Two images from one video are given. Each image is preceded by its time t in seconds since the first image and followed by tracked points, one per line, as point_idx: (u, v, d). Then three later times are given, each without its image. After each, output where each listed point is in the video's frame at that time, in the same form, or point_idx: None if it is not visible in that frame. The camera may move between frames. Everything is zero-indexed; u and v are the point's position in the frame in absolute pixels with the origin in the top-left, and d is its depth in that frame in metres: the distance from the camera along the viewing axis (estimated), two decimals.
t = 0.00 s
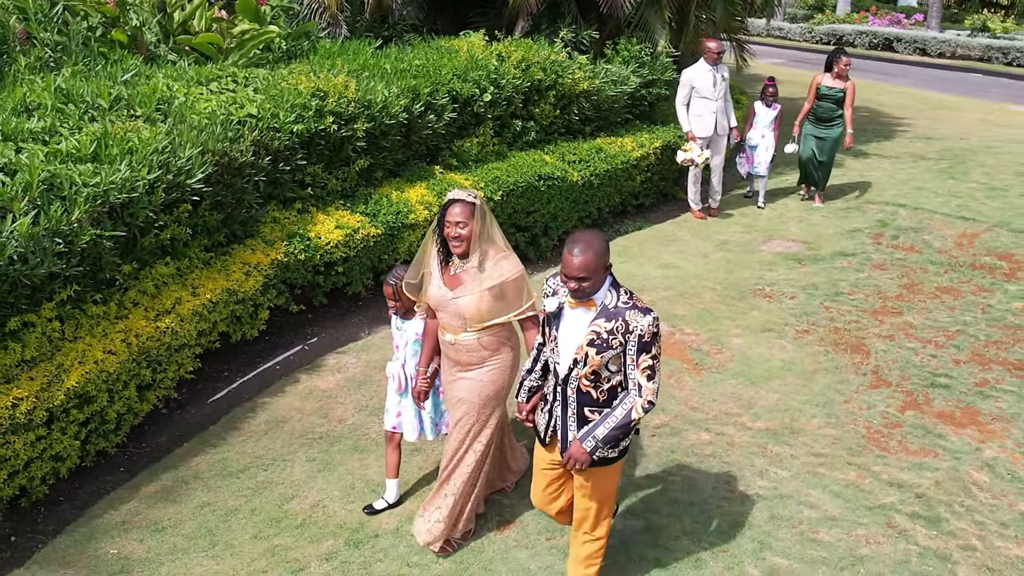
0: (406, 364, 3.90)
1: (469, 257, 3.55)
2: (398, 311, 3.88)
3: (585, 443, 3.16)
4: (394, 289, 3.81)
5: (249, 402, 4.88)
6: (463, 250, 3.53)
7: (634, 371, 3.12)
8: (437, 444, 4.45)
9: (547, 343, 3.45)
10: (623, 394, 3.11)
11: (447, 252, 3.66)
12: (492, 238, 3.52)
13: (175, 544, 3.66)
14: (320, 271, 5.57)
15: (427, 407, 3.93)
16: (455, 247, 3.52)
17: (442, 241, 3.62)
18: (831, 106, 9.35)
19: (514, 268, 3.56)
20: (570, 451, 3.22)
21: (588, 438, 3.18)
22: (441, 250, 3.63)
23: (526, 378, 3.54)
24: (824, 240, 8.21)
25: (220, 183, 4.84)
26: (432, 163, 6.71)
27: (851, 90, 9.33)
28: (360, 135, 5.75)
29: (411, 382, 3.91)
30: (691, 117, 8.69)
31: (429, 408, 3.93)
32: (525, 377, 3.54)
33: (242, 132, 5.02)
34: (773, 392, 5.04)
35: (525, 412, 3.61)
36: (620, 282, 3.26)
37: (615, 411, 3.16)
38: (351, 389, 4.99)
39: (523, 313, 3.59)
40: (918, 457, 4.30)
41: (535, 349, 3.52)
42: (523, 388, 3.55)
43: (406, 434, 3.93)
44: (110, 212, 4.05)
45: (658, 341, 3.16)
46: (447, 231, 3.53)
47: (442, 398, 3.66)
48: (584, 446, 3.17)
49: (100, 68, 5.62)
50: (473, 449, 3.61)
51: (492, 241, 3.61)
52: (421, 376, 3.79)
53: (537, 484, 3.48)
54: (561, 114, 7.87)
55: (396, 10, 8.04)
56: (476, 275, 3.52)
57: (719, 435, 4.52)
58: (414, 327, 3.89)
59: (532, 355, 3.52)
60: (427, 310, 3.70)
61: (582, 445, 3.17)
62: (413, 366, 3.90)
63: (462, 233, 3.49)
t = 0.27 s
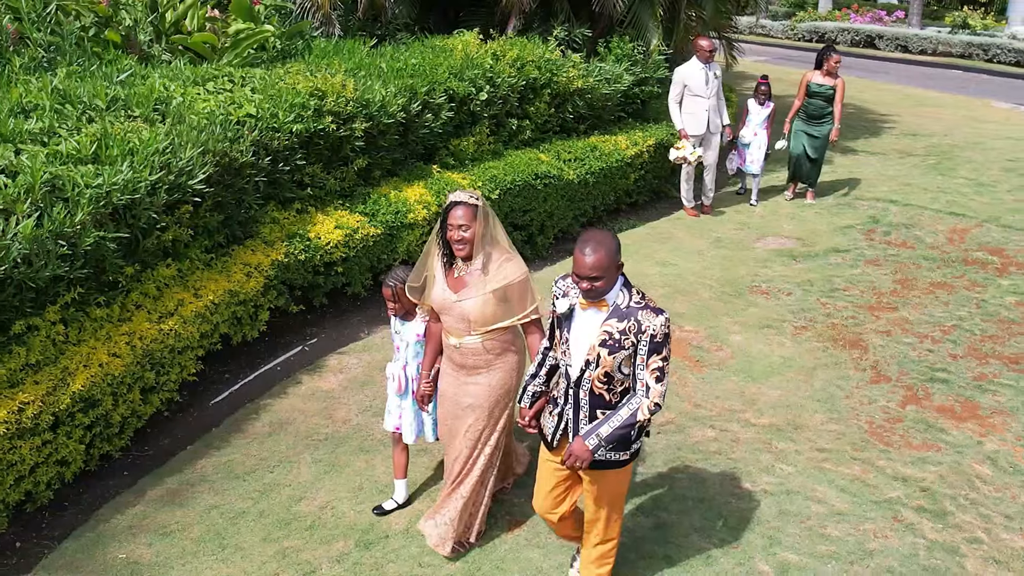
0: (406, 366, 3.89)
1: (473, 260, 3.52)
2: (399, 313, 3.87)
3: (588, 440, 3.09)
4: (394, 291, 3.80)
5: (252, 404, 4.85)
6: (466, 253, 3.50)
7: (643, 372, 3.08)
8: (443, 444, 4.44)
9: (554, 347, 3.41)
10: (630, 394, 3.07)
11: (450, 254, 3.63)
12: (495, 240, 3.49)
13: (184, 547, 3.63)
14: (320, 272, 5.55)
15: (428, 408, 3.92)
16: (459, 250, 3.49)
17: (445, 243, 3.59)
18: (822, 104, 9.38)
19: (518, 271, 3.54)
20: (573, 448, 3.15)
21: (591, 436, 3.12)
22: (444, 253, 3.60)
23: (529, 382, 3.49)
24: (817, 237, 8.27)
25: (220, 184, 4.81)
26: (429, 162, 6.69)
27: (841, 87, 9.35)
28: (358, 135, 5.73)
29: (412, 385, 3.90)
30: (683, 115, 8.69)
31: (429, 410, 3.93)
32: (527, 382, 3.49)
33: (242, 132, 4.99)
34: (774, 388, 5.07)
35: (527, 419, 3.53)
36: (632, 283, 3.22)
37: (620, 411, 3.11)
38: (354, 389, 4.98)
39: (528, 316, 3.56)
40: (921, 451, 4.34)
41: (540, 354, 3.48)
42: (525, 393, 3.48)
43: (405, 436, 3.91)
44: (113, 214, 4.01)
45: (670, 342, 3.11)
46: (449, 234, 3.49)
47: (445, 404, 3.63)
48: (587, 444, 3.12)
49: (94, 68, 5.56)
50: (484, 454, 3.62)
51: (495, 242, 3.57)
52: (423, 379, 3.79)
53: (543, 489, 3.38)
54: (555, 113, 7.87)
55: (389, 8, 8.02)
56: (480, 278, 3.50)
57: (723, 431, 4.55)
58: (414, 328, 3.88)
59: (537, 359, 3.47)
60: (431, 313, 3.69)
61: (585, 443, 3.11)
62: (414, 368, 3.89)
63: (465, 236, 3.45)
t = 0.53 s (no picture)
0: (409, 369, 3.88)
1: (478, 263, 3.50)
2: (402, 316, 3.86)
3: (593, 440, 3.02)
4: (397, 295, 3.77)
5: (254, 408, 4.82)
6: (470, 256, 3.47)
7: (653, 375, 3.02)
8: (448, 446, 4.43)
9: (563, 352, 3.35)
10: (639, 396, 3.00)
11: (454, 257, 3.61)
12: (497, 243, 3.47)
13: (193, 553, 3.61)
14: (319, 274, 5.53)
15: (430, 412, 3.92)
16: (462, 253, 3.46)
17: (449, 247, 3.57)
18: (811, 103, 9.39)
19: (523, 274, 3.52)
20: (575, 445, 3.07)
21: (598, 436, 3.05)
22: (448, 256, 3.58)
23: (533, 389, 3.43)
24: (809, 235, 8.32)
25: (220, 186, 4.78)
26: (425, 163, 6.68)
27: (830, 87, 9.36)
28: (356, 136, 5.71)
29: (414, 388, 3.89)
30: (675, 114, 8.68)
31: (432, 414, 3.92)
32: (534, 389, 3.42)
33: (241, 133, 4.95)
34: (775, 386, 5.10)
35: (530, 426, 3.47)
36: (642, 286, 3.17)
37: (627, 412, 3.04)
38: (357, 392, 4.96)
39: (534, 319, 3.55)
40: (924, 447, 4.38)
41: (547, 360, 3.42)
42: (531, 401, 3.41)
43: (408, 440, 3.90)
44: (115, 218, 3.97)
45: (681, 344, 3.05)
46: (452, 237, 3.46)
47: (451, 409, 3.60)
48: (592, 443, 3.04)
49: (89, 70, 5.51)
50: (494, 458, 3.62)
51: (499, 245, 3.55)
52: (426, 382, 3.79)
53: (551, 496, 3.26)
54: (549, 113, 7.87)
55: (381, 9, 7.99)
56: (485, 281, 3.47)
57: (728, 430, 4.57)
58: (416, 332, 3.87)
59: (544, 366, 3.41)
60: (435, 317, 3.66)
61: (590, 442, 3.04)
62: (416, 371, 3.88)
63: (468, 240, 3.42)
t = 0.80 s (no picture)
0: (412, 373, 3.85)
1: (484, 266, 3.49)
2: (407, 318, 3.82)
3: (604, 441, 2.98)
4: (402, 298, 3.78)
5: (256, 412, 4.80)
6: (477, 260, 3.46)
7: (665, 378, 2.98)
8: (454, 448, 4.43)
9: (570, 358, 3.29)
10: (649, 399, 2.97)
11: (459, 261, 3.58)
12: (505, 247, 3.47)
13: (203, 558, 3.59)
14: (319, 276, 5.50)
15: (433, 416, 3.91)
16: (469, 256, 3.45)
17: (454, 251, 3.55)
18: (801, 102, 9.38)
19: (531, 277, 3.50)
20: (585, 447, 3.02)
21: (608, 438, 3.02)
22: (453, 260, 3.56)
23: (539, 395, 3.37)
24: (802, 233, 8.37)
25: (221, 189, 4.75)
26: (421, 164, 6.66)
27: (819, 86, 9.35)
28: (355, 137, 5.70)
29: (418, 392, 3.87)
30: (667, 114, 8.67)
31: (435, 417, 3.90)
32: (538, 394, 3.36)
33: (241, 135, 4.93)
34: (777, 384, 5.13)
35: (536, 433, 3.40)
36: (654, 290, 3.11)
37: (638, 416, 3.01)
38: (360, 394, 4.94)
39: (540, 322, 3.52)
40: (926, 442, 4.43)
41: (551, 366, 3.35)
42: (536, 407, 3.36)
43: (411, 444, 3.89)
44: (119, 222, 3.94)
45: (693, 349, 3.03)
46: (458, 241, 3.46)
47: (458, 413, 3.57)
48: (602, 445, 3.01)
49: (84, 72, 5.47)
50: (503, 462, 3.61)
51: (505, 249, 3.55)
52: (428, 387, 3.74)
53: (562, 499, 3.22)
54: (543, 113, 7.88)
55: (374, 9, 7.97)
56: (492, 284, 3.46)
57: (732, 428, 4.59)
58: (420, 335, 3.85)
59: (548, 372, 3.34)
60: (440, 321, 3.63)
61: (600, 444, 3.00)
62: (420, 375, 3.85)
63: (475, 243, 3.43)
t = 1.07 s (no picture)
0: (418, 376, 3.87)
1: (492, 271, 3.42)
2: (413, 321, 3.83)
3: (618, 447, 2.95)
4: (409, 300, 3.78)
5: (260, 415, 4.77)
6: (485, 264, 3.40)
7: (679, 383, 2.92)
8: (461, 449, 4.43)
9: (578, 365, 3.22)
10: (663, 404, 2.92)
11: (467, 266, 3.53)
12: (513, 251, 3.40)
13: (214, 563, 3.57)
14: (319, 278, 5.48)
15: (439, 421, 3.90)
16: (477, 261, 3.38)
17: (462, 254, 3.50)
18: (791, 101, 9.39)
19: (540, 283, 3.44)
20: (598, 453, 2.99)
21: (622, 445, 2.96)
22: (461, 264, 3.51)
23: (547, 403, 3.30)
24: (795, 231, 8.43)
25: (223, 191, 4.72)
26: (419, 164, 6.65)
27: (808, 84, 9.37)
28: (354, 138, 5.68)
29: (424, 395, 3.88)
30: (660, 113, 8.67)
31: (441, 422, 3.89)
32: (545, 403, 3.29)
33: (242, 137, 4.90)
34: (779, 381, 5.17)
35: (543, 441, 3.32)
36: (666, 293, 3.04)
37: (651, 421, 2.95)
38: (364, 396, 4.93)
39: (550, 327, 3.45)
40: (929, 438, 4.47)
41: (559, 372, 3.28)
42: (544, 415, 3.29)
43: (416, 449, 3.89)
44: (123, 225, 3.91)
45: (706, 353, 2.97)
46: (466, 245, 3.39)
47: (464, 418, 3.54)
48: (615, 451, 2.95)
49: (79, 74, 5.42)
50: (510, 464, 3.60)
51: (514, 253, 3.48)
52: (433, 391, 3.74)
53: (576, 508, 3.17)
54: (538, 113, 7.89)
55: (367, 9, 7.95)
56: (501, 289, 3.40)
57: (737, 425, 4.61)
58: (424, 338, 3.84)
59: (556, 379, 3.27)
60: (448, 326, 3.58)
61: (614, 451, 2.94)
62: (426, 378, 3.87)
63: (483, 247, 3.35)
